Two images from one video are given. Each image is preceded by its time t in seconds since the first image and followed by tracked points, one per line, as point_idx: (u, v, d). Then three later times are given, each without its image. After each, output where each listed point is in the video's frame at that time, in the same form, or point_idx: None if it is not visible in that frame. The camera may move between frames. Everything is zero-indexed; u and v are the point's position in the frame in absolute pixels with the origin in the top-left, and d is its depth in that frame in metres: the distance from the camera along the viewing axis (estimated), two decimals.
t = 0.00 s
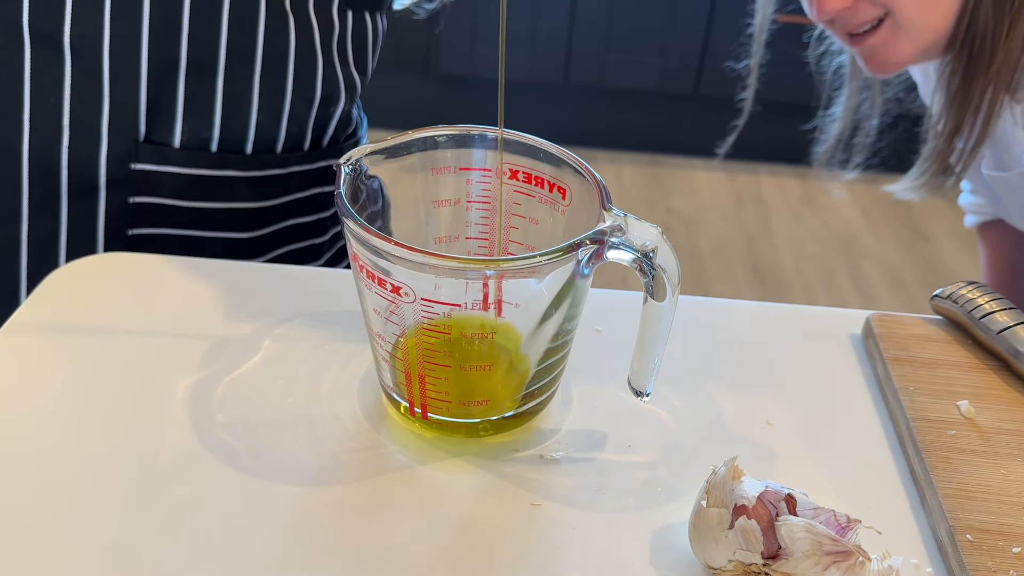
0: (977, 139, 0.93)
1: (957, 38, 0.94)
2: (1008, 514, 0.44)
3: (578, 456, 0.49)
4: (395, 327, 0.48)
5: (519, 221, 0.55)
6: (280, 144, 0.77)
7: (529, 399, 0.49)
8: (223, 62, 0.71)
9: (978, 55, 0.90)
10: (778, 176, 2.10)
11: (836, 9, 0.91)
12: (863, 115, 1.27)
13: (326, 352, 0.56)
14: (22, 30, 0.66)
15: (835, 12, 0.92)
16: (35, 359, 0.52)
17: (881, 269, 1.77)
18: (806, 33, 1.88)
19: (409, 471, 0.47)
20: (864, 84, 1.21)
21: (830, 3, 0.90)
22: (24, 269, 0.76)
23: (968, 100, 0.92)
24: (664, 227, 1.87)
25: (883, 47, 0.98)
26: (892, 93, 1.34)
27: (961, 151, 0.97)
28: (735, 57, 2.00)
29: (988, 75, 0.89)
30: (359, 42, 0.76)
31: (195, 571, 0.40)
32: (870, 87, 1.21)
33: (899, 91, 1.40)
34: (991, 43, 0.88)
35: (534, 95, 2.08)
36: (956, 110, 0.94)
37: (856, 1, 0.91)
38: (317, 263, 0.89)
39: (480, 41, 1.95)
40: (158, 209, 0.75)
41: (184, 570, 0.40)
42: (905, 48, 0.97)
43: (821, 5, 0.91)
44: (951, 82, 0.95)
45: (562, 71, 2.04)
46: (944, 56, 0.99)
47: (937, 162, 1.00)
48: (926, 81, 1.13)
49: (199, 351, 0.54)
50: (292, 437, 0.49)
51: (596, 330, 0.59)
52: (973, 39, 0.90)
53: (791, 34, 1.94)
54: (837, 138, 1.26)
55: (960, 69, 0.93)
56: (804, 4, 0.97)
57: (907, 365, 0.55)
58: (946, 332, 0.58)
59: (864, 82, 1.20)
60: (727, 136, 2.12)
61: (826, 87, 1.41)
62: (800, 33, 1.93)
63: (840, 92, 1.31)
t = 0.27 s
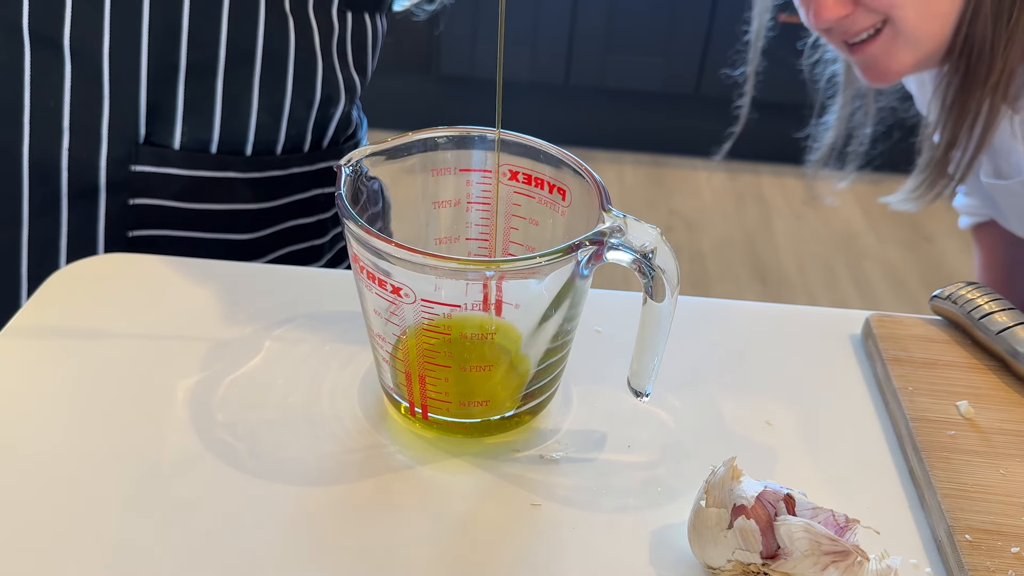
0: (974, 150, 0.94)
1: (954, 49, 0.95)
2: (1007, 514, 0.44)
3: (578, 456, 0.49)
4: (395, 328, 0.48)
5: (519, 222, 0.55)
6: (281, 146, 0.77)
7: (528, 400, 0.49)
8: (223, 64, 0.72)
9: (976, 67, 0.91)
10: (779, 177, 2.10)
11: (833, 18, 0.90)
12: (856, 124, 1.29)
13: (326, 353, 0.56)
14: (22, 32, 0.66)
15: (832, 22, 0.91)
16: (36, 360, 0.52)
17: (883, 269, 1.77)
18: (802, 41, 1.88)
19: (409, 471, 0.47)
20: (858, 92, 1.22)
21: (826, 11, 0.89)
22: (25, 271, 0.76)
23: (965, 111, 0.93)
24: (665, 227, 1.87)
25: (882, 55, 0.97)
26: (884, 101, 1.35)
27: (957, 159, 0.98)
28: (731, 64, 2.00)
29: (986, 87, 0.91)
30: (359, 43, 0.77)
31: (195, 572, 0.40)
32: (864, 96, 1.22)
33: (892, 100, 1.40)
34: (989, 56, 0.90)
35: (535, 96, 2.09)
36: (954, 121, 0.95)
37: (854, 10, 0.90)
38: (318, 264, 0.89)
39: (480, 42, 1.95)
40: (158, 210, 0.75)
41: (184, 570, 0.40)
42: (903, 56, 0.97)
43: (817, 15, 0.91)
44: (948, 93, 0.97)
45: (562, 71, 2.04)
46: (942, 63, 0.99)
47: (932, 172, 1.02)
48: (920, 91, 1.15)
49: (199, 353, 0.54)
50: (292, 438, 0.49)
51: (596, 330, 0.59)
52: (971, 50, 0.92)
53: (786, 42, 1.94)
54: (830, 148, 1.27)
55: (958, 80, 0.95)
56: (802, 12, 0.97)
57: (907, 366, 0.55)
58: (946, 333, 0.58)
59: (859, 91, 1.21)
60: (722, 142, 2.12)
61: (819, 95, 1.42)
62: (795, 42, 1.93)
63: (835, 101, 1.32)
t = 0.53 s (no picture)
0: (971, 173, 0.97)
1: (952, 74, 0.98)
2: (1008, 515, 0.44)
3: (578, 456, 0.49)
4: (396, 328, 0.48)
5: (520, 222, 0.55)
6: (282, 146, 0.77)
7: (529, 400, 0.49)
8: (224, 65, 0.72)
9: (973, 93, 0.95)
10: (781, 177, 2.10)
11: (831, 40, 0.95)
12: (851, 144, 1.32)
13: (326, 354, 0.56)
14: (23, 33, 0.66)
15: (830, 44, 0.96)
16: (38, 362, 0.52)
17: (884, 270, 1.77)
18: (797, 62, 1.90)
19: (409, 472, 0.47)
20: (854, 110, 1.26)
21: (824, 33, 0.95)
22: (27, 272, 0.76)
23: (962, 136, 0.96)
24: (666, 227, 1.87)
25: (880, 78, 1.01)
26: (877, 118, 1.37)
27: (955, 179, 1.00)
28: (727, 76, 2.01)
29: (982, 113, 0.94)
30: (359, 44, 0.77)
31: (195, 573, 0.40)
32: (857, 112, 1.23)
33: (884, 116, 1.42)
34: (986, 83, 0.93)
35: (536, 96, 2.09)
36: (949, 148, 0.98)
37: (851, 34, 0.95)
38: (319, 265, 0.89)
39: (481, 42, 1.95)
40: (159, 212, 0.75)
41: (184, 571, 0.40)
42: (901, 79, 1.01)
43: (815, 38, 0.96)
44: (945, 118, 1.00)
45: (564, 72, 2.04)
46: (939, 88, 1.03)
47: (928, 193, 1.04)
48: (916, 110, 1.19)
49: (200, 353, 0.54)
50: (293, 439, 0.49)
51: (597, 331, 0.59)
52: (968, 76, 0.95)
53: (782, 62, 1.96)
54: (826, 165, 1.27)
55: (955, 105, 0.98)
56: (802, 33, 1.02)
57: (908, 366, 0.55)
58: (947, 333, 0.58)
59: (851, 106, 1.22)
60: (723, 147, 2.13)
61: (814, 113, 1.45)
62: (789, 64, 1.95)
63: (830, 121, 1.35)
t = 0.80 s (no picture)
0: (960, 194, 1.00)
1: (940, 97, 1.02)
2: (1010, 515, 0.44)
3: (580, 457, 0.49)
4: (398, 328, 0.48)
5: (521, 222, 0.55)
6: (283, 147, 0.77)
7: (531, 400, 0.49)
8: (226, 67, 0.72)
9: (961, 114, 0.98)
10: (782, 177, 2.10)
11: (820, 60, 1.00)
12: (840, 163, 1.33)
13: (328, 354, 0.56)
14: (24, 35, 0.66)
15: (818, 64, 1.01)
16: (41, 363, 0.52)
17: (886, 270, 1.77)
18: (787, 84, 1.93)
19: (411, 472, 0.47)
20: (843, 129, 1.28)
21: (813, 53, 0.99)
22: (29, 273, 0.76)
23: (950, 157, 0.99)
24: (668, 227, 1.87)
25: (869, 99, 1.05)
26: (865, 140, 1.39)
27: (945, 198, 1.03)
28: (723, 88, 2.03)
29: (970, 134, 0.97)
30: (361, 46, 0.77)
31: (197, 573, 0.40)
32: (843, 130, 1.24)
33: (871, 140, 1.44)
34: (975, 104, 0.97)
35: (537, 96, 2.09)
36: (937, 168, 1.01)
37: (841, 54, 0.99)
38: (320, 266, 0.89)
39: (483, 42, 1.95)
40: (161, 213, 0.75)
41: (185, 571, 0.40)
42: (890, 104, 1.05)
43: (805, 58, 1.00)
44: (933, 140, 1.03)
45: (565, 72, 2.04)
46: (927, 109, 1.06)
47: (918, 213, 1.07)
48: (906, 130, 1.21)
49: (201, 354, 0.54)
50: (294, 439, 0.49)
51: (599, 331, 0.59)
52: (956, 98, 0.99)
53: (772, 83, 1.98)
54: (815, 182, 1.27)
55: (943, 126, 1.01)
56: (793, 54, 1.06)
57: (910, 366, 0.55)
58: (949, 333, 0.58)
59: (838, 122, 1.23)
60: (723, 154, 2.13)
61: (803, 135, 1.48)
62: (778, 85, 1.98)
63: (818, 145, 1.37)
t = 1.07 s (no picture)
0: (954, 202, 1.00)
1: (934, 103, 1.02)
2: (1012, 516, 0.44)
3: (581, 457, 0.49)
4: (399, 328, 0.48)
5: (522, 222, 0.55)
6: (284, 148, 0.78)
7: (532, 400, 0.49)
8: (226, 68, 0.72)
9: (956, 121, 0.97)
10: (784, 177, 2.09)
11: (814, 68, 0.98)
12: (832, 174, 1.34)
13: (329, 354, 0.56)
14: (24, 37, 0.66)
15: (813, 72, 0.99)
16: (42, 363, 0.52)
17: (888, 270, 1.76)
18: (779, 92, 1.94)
19: (412, 472, 0.47)
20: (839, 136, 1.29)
21: (808, 61, 0.97)
22: (29, 274, 0.77)
23: (945, 164, 0.99)
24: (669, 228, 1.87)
25: (865, 107, 1.04)
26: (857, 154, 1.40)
27: (939, 205, 1.03)
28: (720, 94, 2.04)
29: (965, 143, 0.97)
30: (362, 46, 0.77)
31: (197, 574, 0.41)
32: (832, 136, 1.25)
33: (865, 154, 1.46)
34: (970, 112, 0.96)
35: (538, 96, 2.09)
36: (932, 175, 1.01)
37: (835, 62, 0.98)
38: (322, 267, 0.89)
39: (484, 42, 1.95)
40: (161, 214, 0.75)
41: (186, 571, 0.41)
42: (885, 110, 1.04)
43: (799, 67, 0.99)
44: (927, 147, 1.03)
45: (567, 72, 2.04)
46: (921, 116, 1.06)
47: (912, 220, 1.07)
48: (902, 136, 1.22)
49: (202, 354, 0.55)
50: (296, 439, 0.49)
51: (600, 331, 0.60)
52: (951, 105, 0.98)
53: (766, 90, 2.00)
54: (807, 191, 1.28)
55: (937, 133, 1.00)
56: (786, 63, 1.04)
57: (911, 366, 0.55)
58: (951, 333, 0.58)
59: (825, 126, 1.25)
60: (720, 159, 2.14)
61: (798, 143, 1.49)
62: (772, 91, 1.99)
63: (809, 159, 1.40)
